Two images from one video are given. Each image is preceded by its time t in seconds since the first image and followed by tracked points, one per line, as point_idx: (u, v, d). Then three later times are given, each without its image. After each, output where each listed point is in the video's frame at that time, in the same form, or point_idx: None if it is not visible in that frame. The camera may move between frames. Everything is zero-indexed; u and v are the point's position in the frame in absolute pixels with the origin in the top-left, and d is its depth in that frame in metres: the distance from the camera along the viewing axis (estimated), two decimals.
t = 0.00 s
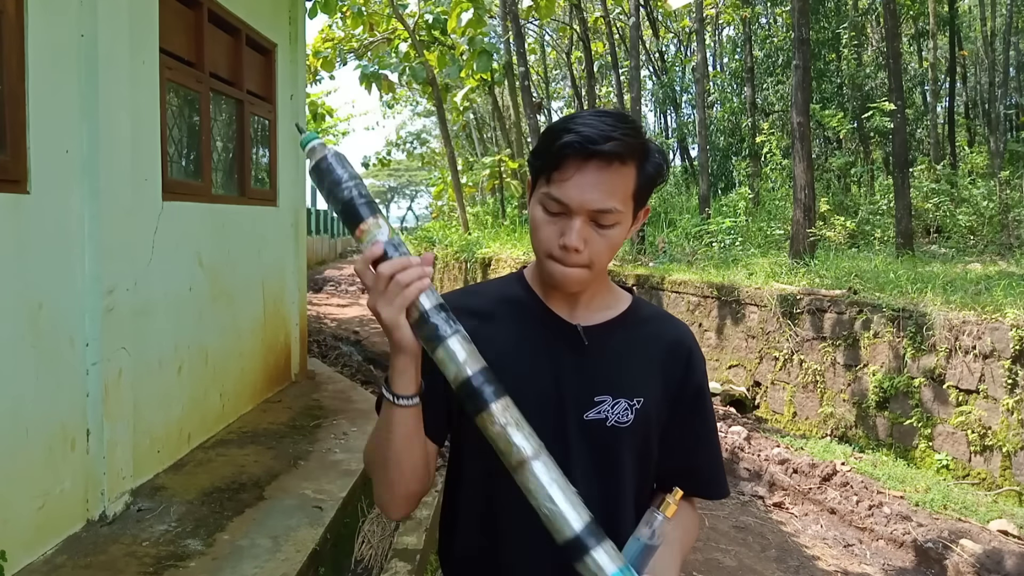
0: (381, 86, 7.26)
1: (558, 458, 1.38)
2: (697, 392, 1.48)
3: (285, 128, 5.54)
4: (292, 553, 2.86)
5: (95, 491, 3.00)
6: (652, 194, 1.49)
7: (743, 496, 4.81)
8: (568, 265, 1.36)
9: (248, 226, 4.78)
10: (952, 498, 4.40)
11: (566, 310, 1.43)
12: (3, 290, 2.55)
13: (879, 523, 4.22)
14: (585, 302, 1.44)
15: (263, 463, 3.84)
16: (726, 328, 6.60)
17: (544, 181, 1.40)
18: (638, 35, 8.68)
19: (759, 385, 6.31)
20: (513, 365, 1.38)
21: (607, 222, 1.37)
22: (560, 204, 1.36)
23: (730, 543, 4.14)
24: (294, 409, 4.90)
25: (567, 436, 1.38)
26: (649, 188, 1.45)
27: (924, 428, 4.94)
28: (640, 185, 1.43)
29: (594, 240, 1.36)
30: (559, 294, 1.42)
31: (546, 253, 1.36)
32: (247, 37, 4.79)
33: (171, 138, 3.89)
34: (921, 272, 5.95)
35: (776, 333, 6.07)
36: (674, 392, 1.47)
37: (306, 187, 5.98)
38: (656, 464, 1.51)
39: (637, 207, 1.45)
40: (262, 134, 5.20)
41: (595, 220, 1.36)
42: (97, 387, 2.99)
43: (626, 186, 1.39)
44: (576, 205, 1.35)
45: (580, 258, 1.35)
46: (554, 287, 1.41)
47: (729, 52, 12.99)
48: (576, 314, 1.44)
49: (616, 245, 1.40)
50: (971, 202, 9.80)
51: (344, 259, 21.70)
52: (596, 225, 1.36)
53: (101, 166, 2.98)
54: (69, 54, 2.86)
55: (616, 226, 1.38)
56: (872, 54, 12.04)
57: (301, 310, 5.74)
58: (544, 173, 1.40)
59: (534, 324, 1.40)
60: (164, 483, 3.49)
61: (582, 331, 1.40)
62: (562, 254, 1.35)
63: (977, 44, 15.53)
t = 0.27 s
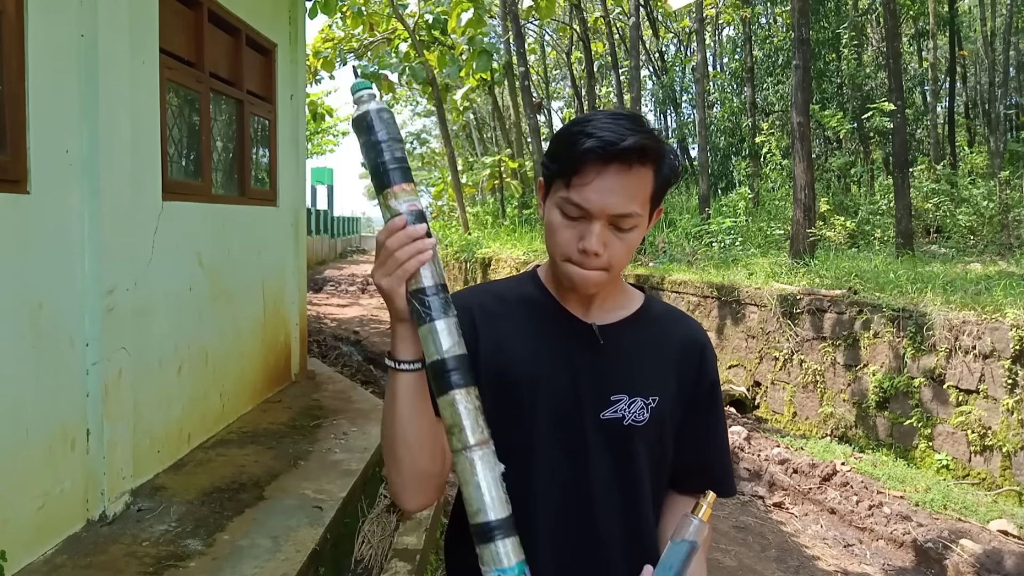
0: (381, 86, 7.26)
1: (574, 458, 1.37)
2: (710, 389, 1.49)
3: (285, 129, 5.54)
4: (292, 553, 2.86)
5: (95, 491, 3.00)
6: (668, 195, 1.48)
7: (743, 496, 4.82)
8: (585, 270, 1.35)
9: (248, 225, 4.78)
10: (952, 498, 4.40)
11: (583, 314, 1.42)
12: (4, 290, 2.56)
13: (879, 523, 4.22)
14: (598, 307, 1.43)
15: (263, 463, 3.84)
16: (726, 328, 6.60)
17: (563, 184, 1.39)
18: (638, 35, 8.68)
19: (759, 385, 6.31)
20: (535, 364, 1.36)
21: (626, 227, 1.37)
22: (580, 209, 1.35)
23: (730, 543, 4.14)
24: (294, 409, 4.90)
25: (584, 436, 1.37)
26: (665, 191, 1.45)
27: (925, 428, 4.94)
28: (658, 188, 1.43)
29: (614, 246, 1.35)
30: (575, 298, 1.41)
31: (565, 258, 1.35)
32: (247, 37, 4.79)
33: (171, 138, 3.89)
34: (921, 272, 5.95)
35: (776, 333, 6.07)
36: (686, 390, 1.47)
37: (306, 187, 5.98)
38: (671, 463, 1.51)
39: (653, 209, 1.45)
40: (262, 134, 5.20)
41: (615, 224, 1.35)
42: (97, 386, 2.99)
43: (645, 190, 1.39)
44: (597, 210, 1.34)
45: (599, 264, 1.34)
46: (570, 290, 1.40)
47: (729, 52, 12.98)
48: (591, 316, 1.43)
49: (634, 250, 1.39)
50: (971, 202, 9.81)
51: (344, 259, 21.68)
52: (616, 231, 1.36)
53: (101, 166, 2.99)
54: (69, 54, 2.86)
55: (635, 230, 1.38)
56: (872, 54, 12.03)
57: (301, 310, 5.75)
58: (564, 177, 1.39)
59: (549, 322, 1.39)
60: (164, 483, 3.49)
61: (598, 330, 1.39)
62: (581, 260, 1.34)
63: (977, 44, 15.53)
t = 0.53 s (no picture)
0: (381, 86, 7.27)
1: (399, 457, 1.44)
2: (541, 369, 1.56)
3: (286, 129, 5.54)
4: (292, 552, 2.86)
5: (95, 491, 3.00)
6: (437, 177, 1.58)
7: (742, 496, 4.82)
8: (374, 247, 1.45)
9: (248, 225, 4.79)
10: (952, 498, 4.40)
11: (394, 307, 1.51)
12: (4, 290, 2.56)
13: (879, 523, 4.22)
14: (406, 292, 1.52)
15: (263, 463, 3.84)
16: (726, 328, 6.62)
17: (334, 176, 1.50)
18: (638, 35, 8.68)
19: (758, 385, 6.31)
20: (406, 366, 1.45)
21: (398, 203, 1.47)
22: (353, 193, 1.46)
23: (730, 543, 4.14)
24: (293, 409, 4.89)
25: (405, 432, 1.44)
26: (432, 171, 1.55)
27: (924, 428, 4.94)
28: (422, 167, 1.53)
29: (392, 221, 1.45)
30: (372, 283, 1.49)
31: (348, 239, 1.45)
32: (247, 38, 4.79)
33: (171, 138, 3.89)
34: (920, 272, 5.95)
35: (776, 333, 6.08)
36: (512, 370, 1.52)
37: (306, 187, 5.99)
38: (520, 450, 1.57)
39: (426, 190, 1.55)
40: (262, 134, 5.20)
41: (389, 200, 1.46)
42: (97, 386, 2.99)
43: (408, 166, 1.49)
44: (367, 190, 1.45)
45: (381, 239, 1.44)
46: (368, 282, 1.49)
47: (728, 53, 12.89)
48: (401, 308, 1.51)
49: (415, 224, 1.49)
50: (971, 202, 9.81)
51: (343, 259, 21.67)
52: (389, 207, 1.47)
53: (101, 166, 2.99)
54: (69, 54, 2.86)
55: (408, 205, 1.48)
56: (871, 54, 12.02)
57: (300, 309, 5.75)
58: (331, 171, 1.50)
59: (437, 327, 1.48)
60: (165, 483, 3.49)
61: (399, 329, 1.46)
62: (365, 238, 1.44)
63: (976, 44, 15.55)
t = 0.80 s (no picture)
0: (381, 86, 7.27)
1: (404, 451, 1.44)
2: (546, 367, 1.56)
3: (286, 129, 5.54)
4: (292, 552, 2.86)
5: (95, 491, 3.00)
6: (441, 177, 1.57)
7: (742, 496, 4.82)
8: (377, 251, 1.45)
9: (248, 225, 4.79)
10: (952, 498, 4.40)
11: (398, 305, 1.51)
12: (4, 290, 2.56)
13: (879, 523, 4.22)
14: (411, 292, 1.52)
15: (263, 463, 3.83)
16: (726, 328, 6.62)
17: (334, 180, 1.49)
18: (638, 35, 8.68)
19: (758, 385, 6.31)
20: (410, 361, 1.46)
21: (397, 206, 1.47)
22: (353, 198, 1.46)
23: (730, 543, 4.14)
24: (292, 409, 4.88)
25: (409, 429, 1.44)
26: (435, 171, 1.54)
27: (924, 428, 4.94)
28: (423, 168, 1.52)
29: (392, 225, 1.45)
30: (375, 284, 1.50)
31: (348, 243, 1.45)
32: (247, 37, 4.79)
33: (171, 138, 3.89)
34: (920, 272, 5.95)
35: (776, 333, 6.08)
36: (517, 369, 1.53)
37: (306, 187, 5.99)
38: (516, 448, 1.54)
39: (429, 191, 1.54)
40: (262, 134, 5.20)
41: (388, 204, 1.46)
42: (97, 386, 2.99)
43: (409, 168, 1.48)
44: (366, 195, 1.45)
45: (381, 243, 1.44)
46: (371, 284, 1.50)
47: (728, 53, 12.91)
48: (406, 306, 1.51)
49: (416, 226, 1.49)
50: (971, 202, 9.82)
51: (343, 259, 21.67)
52: (389, 210, 1.46)
53: (101, 166, 2.99)
54: (69, 54, 2.86)
55: (409, 207, 1.47)
56: (871, 54, 12.02)
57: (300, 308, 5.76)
58: (332, 175, 1.50)
59: (441, 323, 1.49)
60: (164, 483, 3.49)
61: (404, 328, 1.48)
62: (365, 242, 1.44)
63: (976, 44, 15.55)
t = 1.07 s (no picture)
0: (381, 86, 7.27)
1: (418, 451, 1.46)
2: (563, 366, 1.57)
3: (285, 129, 5.54)
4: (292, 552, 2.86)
5: (95, 491, 3.00)
6: (461, 173, 1.60)
7: (742, 496, 4.82)
8: (399, 244, 1.47)
9: (248, 225, 4.79)
10: (952, 498, 4.40)
11: (419, 303, 1.54)
12: (4, 290, 2.56)
13: (879, 523, 4.22)
14: (431, 288, 1.55)
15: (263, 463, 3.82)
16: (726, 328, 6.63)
17: (355, 174, 1.52)
18: (638, 35, 8.68)
19: (758, 385, 6.31)
20: (430, 359, 1.48)
21: (419, 198, 1.49)
22: (375, 190, 1.48)
23: (730, 543, 4.14)
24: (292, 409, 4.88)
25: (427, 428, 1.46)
26: (455, 167, 1.57)
27: (925, 428, 4.94)
28: (445, 163, 1.54)
29: (414, 216, 1.47)
30: (397, 280, 1.52)
31: (371, 235, 1.47)
32: (247, 37, 4.79)
33: (171, 138, 3.89)
34: (920, 272, 5.95)
35: (777, 333, 6.08)
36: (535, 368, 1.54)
37: (306, 187, 5.99)
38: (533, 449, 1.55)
39: (450, 186, 1.57)
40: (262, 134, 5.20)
41: (410, 195, 1.48)
42: (97, 386, 2.99)
43: (430, 161, 1.51)
44: (389, 187, 1.47)
45: (404, 234, 1.46)
46: (394, 279, 1.52)
47: (728, 53, 12.91)
48: (427, 305, 1.54)
49: (438, 219, 1.51)
50: (971, 202, 9.81)
51: (343, 259, 21.68)
52: (411, 202, 1.49)
53: (101, 165, 2.99)
54: (69, 54, 2.86)
55: (430, 199, 1.50)
56: (871, 54, 12.02)
57: (301, 308, 5.76)
58: (353, 169, 1.52)
59: (461, 322, 1.51)
60: (164, 483, 3.49)
61: (426, 327, 1.50)
62: (388, 234, 1.46)
63: (977, 44, 15.55)
